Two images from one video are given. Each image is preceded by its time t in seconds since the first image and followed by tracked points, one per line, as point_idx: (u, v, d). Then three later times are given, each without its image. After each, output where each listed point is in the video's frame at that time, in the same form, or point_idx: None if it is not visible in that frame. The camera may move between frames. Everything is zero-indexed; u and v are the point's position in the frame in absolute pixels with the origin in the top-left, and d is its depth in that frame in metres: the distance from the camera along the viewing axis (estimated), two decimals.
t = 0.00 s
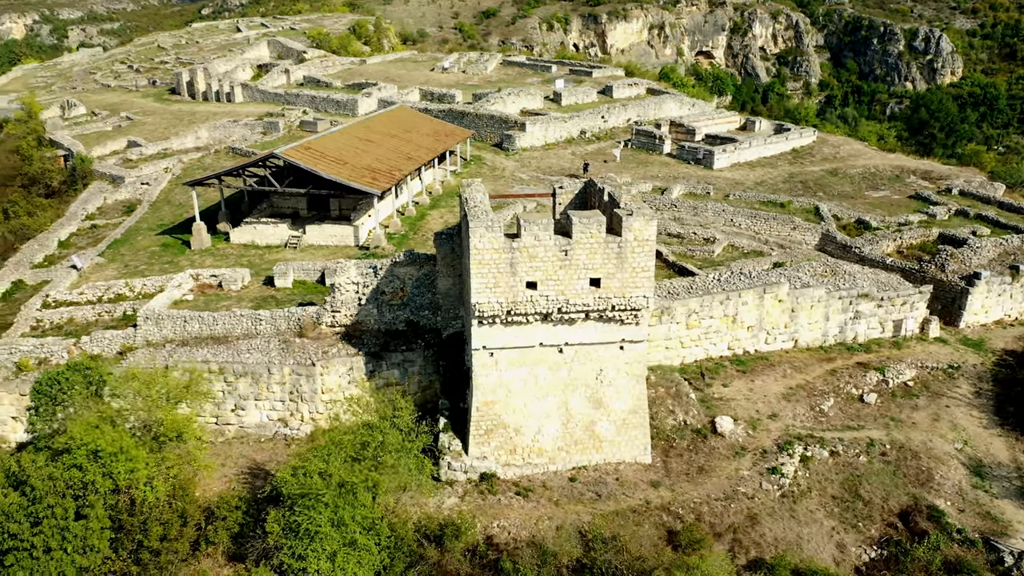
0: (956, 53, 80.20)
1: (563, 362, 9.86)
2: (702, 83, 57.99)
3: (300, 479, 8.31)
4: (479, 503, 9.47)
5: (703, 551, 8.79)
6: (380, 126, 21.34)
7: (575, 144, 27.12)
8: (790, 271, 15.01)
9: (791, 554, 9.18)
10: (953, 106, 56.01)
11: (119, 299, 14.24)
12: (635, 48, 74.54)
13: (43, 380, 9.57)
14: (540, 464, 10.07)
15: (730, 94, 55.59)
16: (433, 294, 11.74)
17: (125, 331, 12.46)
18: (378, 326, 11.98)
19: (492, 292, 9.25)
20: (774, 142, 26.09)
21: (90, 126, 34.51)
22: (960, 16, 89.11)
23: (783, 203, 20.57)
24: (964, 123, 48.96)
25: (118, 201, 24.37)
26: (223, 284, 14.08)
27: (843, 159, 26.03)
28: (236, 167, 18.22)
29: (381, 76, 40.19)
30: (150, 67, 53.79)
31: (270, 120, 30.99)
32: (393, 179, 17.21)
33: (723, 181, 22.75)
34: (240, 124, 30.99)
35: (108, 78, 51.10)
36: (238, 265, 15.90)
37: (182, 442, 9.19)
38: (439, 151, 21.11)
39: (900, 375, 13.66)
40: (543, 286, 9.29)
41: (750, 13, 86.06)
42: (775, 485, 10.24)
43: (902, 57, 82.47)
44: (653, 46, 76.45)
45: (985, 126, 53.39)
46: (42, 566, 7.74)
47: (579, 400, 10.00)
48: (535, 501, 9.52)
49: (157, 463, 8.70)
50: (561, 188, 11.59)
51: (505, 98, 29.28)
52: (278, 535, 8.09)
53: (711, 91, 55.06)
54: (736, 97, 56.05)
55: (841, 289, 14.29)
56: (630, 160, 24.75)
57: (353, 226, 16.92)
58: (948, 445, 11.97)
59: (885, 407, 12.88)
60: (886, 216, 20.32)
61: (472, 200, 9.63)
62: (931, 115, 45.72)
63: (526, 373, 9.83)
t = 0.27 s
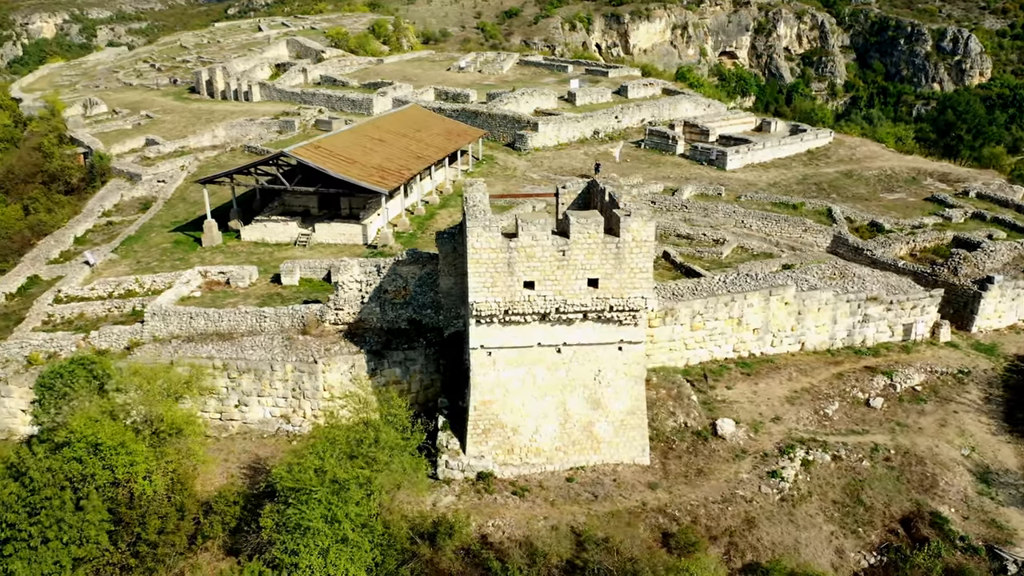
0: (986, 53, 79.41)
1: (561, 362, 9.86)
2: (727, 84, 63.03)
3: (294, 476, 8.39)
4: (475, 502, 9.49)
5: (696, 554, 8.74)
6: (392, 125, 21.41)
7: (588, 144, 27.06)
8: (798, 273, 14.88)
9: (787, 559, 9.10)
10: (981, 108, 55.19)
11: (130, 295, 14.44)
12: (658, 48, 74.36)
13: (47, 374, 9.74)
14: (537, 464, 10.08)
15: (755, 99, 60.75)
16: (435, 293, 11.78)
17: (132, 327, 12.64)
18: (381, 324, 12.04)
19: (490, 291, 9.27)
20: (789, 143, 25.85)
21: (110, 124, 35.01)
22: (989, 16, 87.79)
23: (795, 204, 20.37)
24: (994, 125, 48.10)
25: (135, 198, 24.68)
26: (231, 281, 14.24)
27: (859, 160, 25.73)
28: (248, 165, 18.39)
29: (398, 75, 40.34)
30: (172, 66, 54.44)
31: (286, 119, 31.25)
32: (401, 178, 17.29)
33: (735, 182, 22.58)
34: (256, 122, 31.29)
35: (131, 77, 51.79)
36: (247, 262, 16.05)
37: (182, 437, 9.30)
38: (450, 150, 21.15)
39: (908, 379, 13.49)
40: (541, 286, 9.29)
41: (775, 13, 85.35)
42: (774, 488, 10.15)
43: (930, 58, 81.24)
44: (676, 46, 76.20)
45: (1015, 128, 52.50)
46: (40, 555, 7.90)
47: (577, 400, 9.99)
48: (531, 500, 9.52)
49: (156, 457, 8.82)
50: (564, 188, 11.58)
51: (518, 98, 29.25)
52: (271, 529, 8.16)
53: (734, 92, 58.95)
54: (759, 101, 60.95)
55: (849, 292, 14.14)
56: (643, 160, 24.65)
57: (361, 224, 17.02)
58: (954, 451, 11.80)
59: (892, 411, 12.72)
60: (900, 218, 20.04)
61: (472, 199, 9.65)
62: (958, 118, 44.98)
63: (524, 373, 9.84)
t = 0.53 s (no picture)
0: (1015, 54, 79.44)
1: (559, 363, 9.86)
2: (750, 83, 65.06)
3: (289, 473, 8.45)
4: (471, 502, 9.51)
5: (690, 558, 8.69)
6: (403, 125, 21.51)
7: (601, 145, 26.99)
8: (806, 276, 14.74)
9: (783, 564, 9.03)
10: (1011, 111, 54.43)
11: (139, 292, 14.63)
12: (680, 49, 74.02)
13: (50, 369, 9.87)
14: (534, 464, 10.08)
15: (778, 99, 62.56)
16: (437, 292, 11.82)
17: (140, 323, 12.81)
18: (383, 323, 12.10)
19: (487, 292, 9.28)
20: (804, 144, 25.60)
21: (130, 122, 35.49)
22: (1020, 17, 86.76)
23: (807, 206, 20.17)
24: None
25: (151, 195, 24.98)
26: (238, 279, 14.38)
27: (875, 162, 25.43)
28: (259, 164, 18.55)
29: (415, 75, 40.48)
30: (194, 66, 55.01)
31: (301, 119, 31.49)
32: (409, 178, 17.37)
33: (748, 184, 22.41)
34: (272, 121, 31.55)
35: (153, 76, 52.40)
36: (256, 260, 16.20)
37: (181, 432, 9.40)
38: (461, 150, 21.19)
39: (916, 385, 13.31)
40: (538, 286, 9.29)
41: (800, 13, 84.62)
42: (773, 493, 10.08)
43: (957, 59, 80.02)
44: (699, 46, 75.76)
45: None
46: (39, 546, 8.02)
47: (575, 401, 9.98)
48: (527, 501, 9.52)
49: (156, 452, 8.92)
50: (566, 189, 11.57)
51: (532, 99, 29.22)
52: (265, 525, 8.21)
53: (758, 93, 61.97)
54: (782, 101, 62.66)
55: (858, 295, 13.99)
56: (656, 162, 24.53)
57: (370, 223, 17.12)
58: (961, 458, 11.62)
59: (898, 417, 12.57)
60: (915, 221, 19.78)
61: (470, 198, 9.66)
62: (985, 119, 44.24)
63: (522, 373, 9.85)
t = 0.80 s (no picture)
0: None
1: (557, 363, 9.86)
2: (774, 83, 66.01)
3: (285, 468, 8.58)
4: (467, 500, 9.55)
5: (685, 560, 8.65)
6: (415, 124, 21.61)
7: (614, 145, 26.91)
8: (815, 278, 14.60)
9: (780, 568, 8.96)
10: None
11: (150, 287, 14.83)
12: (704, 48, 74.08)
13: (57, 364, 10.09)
14: (532, 464, 10.08)
15: (803, 99, 63.15)
16: (440, 291, 11.88)
17: (148, 318, 13.00)
18: (386, 321, 12.15)
19: (486, 291, 9.30)
20: (820, 145, 25.33)
21: (150, 120, 35.96)
22: None
23: (820, 208, 19.96)
24: None
25: (167, 192, 25.30)
26: (247, 276, 14.54)
27: (892, 164, 25.08)
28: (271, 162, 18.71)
29: (432, 75, 40.60)
30: (217, 65, 55.61)
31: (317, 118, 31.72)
32: (418, 177, 17.46)
33: (761, 185, 22.23)
34: (289, 120, 31.84)
35: (176, 75, 53.01)
36: (265, 257, 16.36)
37: (182, 427, 9.57)
38: (472, 149, 21.24)
39: (924, 390, 13.13)
40: (536, 286, 9.30)
41: (826, 13, 83.79)
42: (772, 496, 10.00)
43: (987, 59, 78.60)
44: (724, 47, 75.92)
45: None
46: (39, 537, 8.00)
47: (573, 402, 9.98)
48: (523, 500, 9.53)
49: (157, 446, 9.07)
50: (568, 189, 11.50)
51: (546, 98, 29.16)
52: (261, 519, 8.35)
53: (782, 92, 62.81)
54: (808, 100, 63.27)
55: (866, 298, 13.84)
56: (669, 162, 24.41)
57: (379, 222, 17.20)
58: (967, 464, 11.44)
59: (904, 422, 12.41)
60: (930, 223, 19.50)
61: (469, 197, 9.68)
62: (1016, 122, 43.35)
63: (520, 373, 9.86)
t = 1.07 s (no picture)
0: None
1: (555, 364, 9.87)
2: (799, 83, 65.94)
3: (281, 464, 8.64)
4: (463, 499, 9.57)
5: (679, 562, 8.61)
6: (427, 123, 21.69)
7: (627, 145, 26.84)
8: (823, 281, 14.47)
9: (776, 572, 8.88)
10: None
11: (160, 284, 15.03)
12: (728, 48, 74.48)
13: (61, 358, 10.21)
14: (530, 464, 10.09)
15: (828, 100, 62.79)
16: (442, 291, 11.94)
17: (156, 314, 13.18)
18: (389, 320, 12.21)
19: (483, 291, 9.33)
20: (835, 147, 25.07)
21: (169, 119, 36.43)
22: None
23: (833, 210, 19.75)
24: None
25: (183, 190, 25.60)
26: (254, 274, 14.70)
27: (908, 166, 24.75)
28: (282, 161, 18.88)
29: (449, 74, 40.72)
30: (238, 64, 56.20)
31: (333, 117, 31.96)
32: (427, 176, 17.54)
33: (774, 186, 22.04)
34: (304, 119, 32.14)
35: (196, 74, 53.57)
36: (274, 255, 16.51)
37: (183, 422, 9.68)
38: (483, 149, 21.30)
39: (931, 395, 12.95)
40: (533, 286, 9.31)
41: (851, 13, 82.99)
42: (771, 501, 9.93)
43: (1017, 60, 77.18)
44: (748, 47, 75.64)
45: None
46: (37, 528, 8.16)
47: (571, 403, 9.98)
48: (518, 500, 9.53)
49: (157, 440, 9.19)
50: (572, 188, 11.43)
51: (560, 98, 29.10)
52: (257, 515, 8.45)
53: (806, 93, 60.94)
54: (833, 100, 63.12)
55: (874, 302, 13.69)
56: (681, 163, 24.29)
57: (387, 221, 17.30)
58: (973, 471, 11.25)
59: (910, 427, 12.25)
60: (945, 227, 19.22)
61: (469, 197, 9.71)
62: None
63: (518, 372, 9.88)
